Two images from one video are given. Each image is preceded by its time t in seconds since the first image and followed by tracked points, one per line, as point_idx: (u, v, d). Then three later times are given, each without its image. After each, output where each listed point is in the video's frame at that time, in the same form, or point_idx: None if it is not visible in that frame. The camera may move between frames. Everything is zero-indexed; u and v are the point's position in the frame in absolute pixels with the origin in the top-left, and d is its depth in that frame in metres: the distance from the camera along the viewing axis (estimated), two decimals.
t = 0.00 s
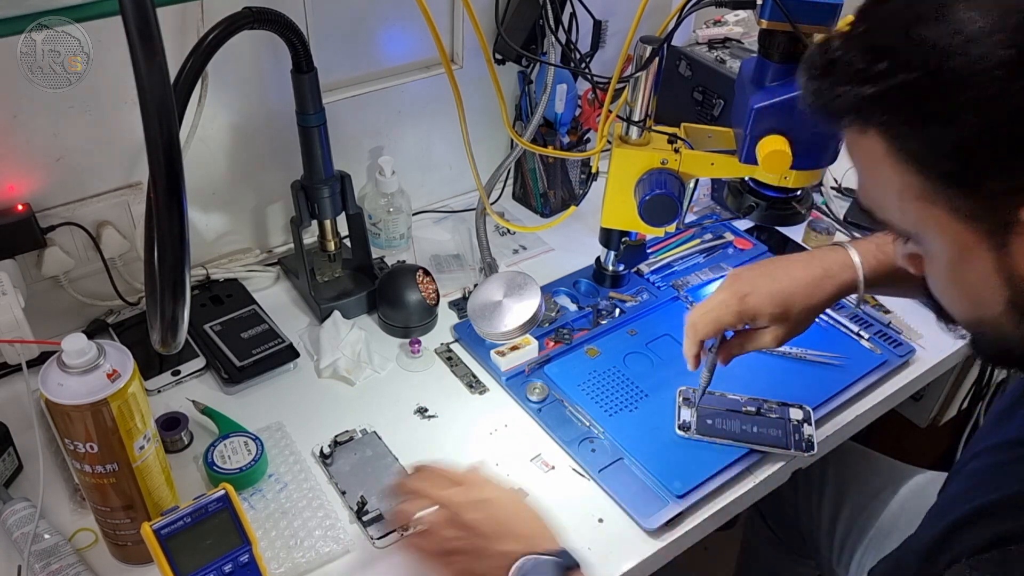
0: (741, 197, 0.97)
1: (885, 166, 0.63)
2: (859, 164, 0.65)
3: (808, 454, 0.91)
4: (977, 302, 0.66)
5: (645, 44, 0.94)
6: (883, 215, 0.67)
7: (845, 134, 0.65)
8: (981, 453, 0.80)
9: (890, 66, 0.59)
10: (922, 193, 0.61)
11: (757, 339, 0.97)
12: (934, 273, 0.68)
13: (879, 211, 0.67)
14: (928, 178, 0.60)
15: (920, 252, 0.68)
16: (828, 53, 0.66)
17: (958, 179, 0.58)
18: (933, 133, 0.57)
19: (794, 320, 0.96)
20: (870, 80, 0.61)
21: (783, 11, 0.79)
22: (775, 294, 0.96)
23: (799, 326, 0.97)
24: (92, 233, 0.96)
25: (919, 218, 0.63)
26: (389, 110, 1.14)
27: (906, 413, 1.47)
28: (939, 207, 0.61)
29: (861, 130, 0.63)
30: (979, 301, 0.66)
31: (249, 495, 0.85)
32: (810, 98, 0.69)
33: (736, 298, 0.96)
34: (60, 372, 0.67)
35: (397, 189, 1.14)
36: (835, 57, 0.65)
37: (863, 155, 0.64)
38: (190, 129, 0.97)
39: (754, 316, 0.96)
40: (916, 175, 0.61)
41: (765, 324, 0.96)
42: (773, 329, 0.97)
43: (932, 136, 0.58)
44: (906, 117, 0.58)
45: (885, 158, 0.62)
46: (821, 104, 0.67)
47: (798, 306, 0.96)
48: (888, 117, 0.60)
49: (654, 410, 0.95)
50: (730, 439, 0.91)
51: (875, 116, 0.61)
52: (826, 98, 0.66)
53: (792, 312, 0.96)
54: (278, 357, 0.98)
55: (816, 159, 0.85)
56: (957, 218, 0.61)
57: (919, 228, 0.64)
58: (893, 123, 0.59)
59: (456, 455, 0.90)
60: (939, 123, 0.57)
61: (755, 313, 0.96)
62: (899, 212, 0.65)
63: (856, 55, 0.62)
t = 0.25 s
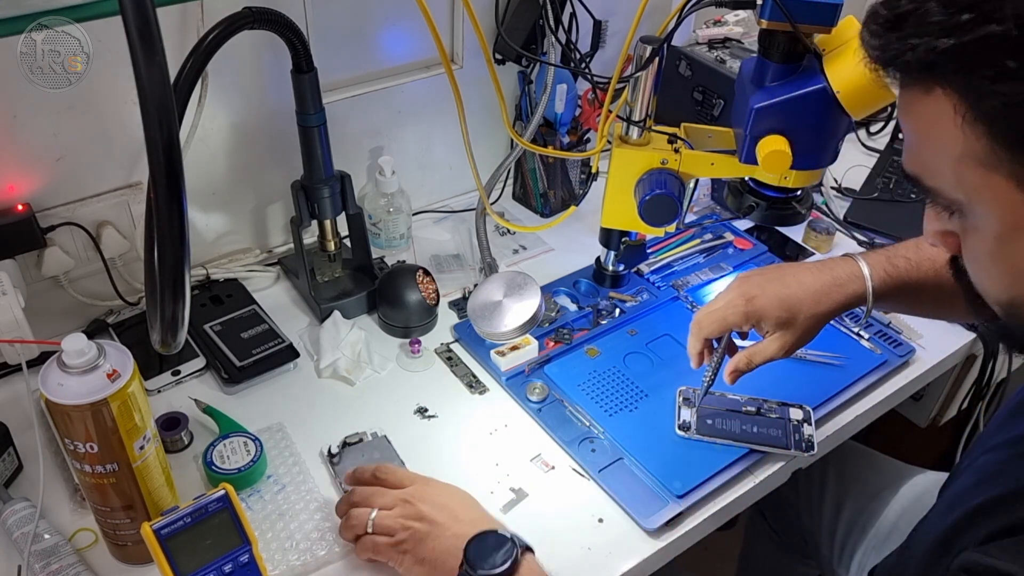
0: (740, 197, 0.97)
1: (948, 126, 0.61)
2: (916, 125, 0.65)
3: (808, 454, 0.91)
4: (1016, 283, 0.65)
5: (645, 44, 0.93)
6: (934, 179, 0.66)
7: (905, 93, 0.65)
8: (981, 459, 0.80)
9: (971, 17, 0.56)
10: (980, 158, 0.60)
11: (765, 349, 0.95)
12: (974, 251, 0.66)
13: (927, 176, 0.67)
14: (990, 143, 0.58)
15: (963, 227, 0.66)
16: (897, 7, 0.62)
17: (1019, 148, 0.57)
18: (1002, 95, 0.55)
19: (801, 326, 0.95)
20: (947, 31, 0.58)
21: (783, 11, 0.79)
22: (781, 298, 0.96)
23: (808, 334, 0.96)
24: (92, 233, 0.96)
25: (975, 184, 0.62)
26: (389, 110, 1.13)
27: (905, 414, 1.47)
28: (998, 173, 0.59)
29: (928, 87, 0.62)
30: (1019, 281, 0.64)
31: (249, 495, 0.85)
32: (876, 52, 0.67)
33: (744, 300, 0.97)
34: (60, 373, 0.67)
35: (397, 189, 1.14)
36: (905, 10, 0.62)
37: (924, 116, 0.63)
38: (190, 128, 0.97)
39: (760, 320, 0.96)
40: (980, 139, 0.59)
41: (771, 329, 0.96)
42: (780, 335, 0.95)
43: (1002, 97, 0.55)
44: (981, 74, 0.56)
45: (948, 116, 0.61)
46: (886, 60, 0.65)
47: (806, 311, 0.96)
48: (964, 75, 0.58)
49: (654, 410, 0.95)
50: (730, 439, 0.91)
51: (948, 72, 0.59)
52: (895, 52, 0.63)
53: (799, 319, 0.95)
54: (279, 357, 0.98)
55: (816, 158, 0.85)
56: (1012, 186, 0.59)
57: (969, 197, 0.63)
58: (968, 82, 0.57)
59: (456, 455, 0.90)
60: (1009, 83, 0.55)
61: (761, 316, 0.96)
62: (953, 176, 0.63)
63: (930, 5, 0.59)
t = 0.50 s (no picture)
0: (740, 197, 0.97)
1: (942, 127, 0.63)
2: (915, 126, 0.66)
3: (808, 454, 0.91)
4: (1013, 279, 0.66)
5: (646, 44, 0.93)
6: (930, 180, 0.67)
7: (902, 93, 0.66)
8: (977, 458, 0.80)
9: (958, 19, 0.60)
10: (973, 158, 0.62)
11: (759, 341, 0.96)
12: (973, 249, 0.67)
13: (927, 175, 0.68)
14: (984, 142, 0.60)
15: (962, 225, 0.68)
16: (896, 7, 0.66)
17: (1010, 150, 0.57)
18: (991, 91, 0.58)
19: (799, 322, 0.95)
20: (936, 33, 0.61)
21: (783, 11, 0.79)
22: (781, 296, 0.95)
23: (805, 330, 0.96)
24: (92, 233, 0.96)
25: (968, 183, 0.63)
26: (389, 110, 1.13)
27: (906, 414, 1.47)
28: (990, 172, 0.61)
29: (922, 86, 0.63)
30: (1016, 278, 0.65)
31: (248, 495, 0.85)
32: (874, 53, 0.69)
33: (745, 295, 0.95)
34: (60, 372, 0.67)
35: (397, 189, 1.14)
36: (902, 11, 0.65)
37: (922, 115, 0.65)
38: (190, 128, 0.97)
39: (758, 317, 0.95)
40: (973, 138, 0.61)
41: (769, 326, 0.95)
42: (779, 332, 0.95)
43: (989, 93, 0.58)
44: (973, 72, 0.59)
45: (942, 117, 0.63)
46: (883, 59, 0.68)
47: (803, 308, 0.95)
48: (954, 72, 0.60)
49: (654, 410, 0.95)
50: (730, 439, 0.91)
51: (940, 70, 0.61)
52: (889, 51, 0.66)
53: (798, 316, 0.95)
54: (278, 357, 0.98)
55: (816, 158, 0.85)
56: (1004, 186, 0.61)
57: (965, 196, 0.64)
58: (959, 80, 0.60)
59: (455, 455, 0.90)
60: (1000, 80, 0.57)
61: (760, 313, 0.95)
62: (947, 175, 0.65)
63: (924, 8, 0.63)
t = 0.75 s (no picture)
0: (740, 197, 0.97)
1: (893, 163, 0.63)
2: (871, 160, 0.66)
3: (808, 454, 0.91)
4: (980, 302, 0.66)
5: (645, 43, 0.92)
6: (891, 210, 0.67)
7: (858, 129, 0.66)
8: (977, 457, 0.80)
9: (893, 63, 0.58)
10: (924, 191, 0.62)
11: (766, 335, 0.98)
12: (941, 271, 0.67)
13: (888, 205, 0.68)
14: (930, 177, 0.60)
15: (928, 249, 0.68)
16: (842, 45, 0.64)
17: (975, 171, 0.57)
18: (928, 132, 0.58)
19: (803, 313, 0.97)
20: (875, 76, 0.60)
21: (783, 11, 0.79)
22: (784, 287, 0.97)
23: (809, 322, 0.98)
24: (92, 233, 0.96)
25: (923, 214, 0.64)
26: (389, 110, 1.13)
27: (906, 413, 1.47)
28: (940, 205, 0.61)
29: (872, 123, 0.63)
30: (980, 301, 0.66)
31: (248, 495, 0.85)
32: (825, 87, 0.69)
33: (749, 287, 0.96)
34: (60, 372, 0.67)
35: (397, 189, 1.14)
36: (846, 50, 0.63)
37: (875, 151, 0.65)
38: (190, 128, 0.97)
39: (764, 313, 0.96)
40: (919, 174, 0.61)
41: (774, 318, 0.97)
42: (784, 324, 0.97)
43: (927, 135, 0.58)
44: (910, 114, 0.58)
45: (891, 153, 0.63)
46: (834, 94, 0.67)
47: (808, 301, 0.97)
48: (893, 113, 0.59)
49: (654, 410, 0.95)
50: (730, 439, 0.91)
51: (882, 108, 0.61)
52: (838, 90, 0.66)
53: (802, 309, 0.97)
54: (278, 357, 0.98)
55: (815, 159, 0.85)
56: (956, 217, 0.61)
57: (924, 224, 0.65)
58: (899, 121, 0.59)
59: (455, 454, 0.90)
60: (936, 122, 0.57)
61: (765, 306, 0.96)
62: (904, 208, 0.65)
63: (864, 47, 0.61)
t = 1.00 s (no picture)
0: (740, 197, 0.97)
1: (880, 165, 0.64)
2: (859, 163, 0.67)
3: (809, 454, 0.91)
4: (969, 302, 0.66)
5: (645, 44, 0.92)
6: (880, 213, 0.68)
7: (846, 130, 0.66)
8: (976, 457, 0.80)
9: (879, 68, 0.59)
10: (912, 192, 0.62)
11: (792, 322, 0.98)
12: (931, 273, 0.68)
13: (874, 207, 0.68)
14: (919, 179, 0.60)
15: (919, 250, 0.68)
16: (828, 52, 0.64)
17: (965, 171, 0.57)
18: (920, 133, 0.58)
19: (827, 305, 1.01)
20: (863, 81, 0.60)
21: (783, 11, 0.79)
22: (815, 284, 1.03)
23: (834, 317, 1.00)
24: (92, 233, 0.96)
25: (910, 214, 0.64)
26: (389, 110, 1.13)
27: (907, 414, 1.47)
28: (929, 206, 0.62)
29: (859, 127, 0.64)
30: (970, 301, 0.66)
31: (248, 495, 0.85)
32: (811, 94, 0.69)
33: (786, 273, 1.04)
34: (60, 372, 0.67)
35: (396, 189, 1.14)
36: (831, 56, 0.64)
37: (862, 153, 0.65)
38: (190, 128, 0.97)
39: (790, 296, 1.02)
40: (907, 176, 0.61)
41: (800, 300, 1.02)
42: (807, 308, 1.00)
43: (912, 138, 0.58)
44: (895, 119, 0.59)
45: (878, 155, 0.63)
46: (819, 101, 0.67)
47: (836, 297, 1.02)
48: (879, 117, 0.60)
49: (654, 410, 0.95)
50: (730, 439, 0.91)
51: (870, 114, 0.61)
52: (823, 96, 0.66)
53: (829, 301, 1.01)
54: (278, 357, 0.98)
55: (815, 159, 0.85)
56: (944, 218, 0.61)
57: (913, 226, 0.65)
58: (886, 124, 0.60)
59: (454, 454, 0.90)
60: (922, 126, 0.57)
61: (795, 287, 1.03)
62: (894, 209, 0.65)
63: (851, 54, 0.62)
